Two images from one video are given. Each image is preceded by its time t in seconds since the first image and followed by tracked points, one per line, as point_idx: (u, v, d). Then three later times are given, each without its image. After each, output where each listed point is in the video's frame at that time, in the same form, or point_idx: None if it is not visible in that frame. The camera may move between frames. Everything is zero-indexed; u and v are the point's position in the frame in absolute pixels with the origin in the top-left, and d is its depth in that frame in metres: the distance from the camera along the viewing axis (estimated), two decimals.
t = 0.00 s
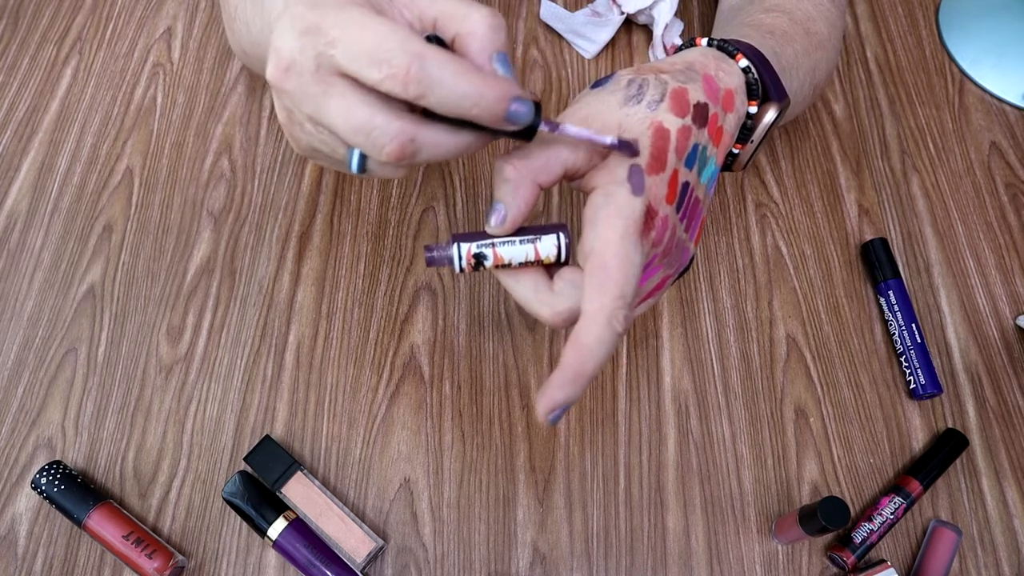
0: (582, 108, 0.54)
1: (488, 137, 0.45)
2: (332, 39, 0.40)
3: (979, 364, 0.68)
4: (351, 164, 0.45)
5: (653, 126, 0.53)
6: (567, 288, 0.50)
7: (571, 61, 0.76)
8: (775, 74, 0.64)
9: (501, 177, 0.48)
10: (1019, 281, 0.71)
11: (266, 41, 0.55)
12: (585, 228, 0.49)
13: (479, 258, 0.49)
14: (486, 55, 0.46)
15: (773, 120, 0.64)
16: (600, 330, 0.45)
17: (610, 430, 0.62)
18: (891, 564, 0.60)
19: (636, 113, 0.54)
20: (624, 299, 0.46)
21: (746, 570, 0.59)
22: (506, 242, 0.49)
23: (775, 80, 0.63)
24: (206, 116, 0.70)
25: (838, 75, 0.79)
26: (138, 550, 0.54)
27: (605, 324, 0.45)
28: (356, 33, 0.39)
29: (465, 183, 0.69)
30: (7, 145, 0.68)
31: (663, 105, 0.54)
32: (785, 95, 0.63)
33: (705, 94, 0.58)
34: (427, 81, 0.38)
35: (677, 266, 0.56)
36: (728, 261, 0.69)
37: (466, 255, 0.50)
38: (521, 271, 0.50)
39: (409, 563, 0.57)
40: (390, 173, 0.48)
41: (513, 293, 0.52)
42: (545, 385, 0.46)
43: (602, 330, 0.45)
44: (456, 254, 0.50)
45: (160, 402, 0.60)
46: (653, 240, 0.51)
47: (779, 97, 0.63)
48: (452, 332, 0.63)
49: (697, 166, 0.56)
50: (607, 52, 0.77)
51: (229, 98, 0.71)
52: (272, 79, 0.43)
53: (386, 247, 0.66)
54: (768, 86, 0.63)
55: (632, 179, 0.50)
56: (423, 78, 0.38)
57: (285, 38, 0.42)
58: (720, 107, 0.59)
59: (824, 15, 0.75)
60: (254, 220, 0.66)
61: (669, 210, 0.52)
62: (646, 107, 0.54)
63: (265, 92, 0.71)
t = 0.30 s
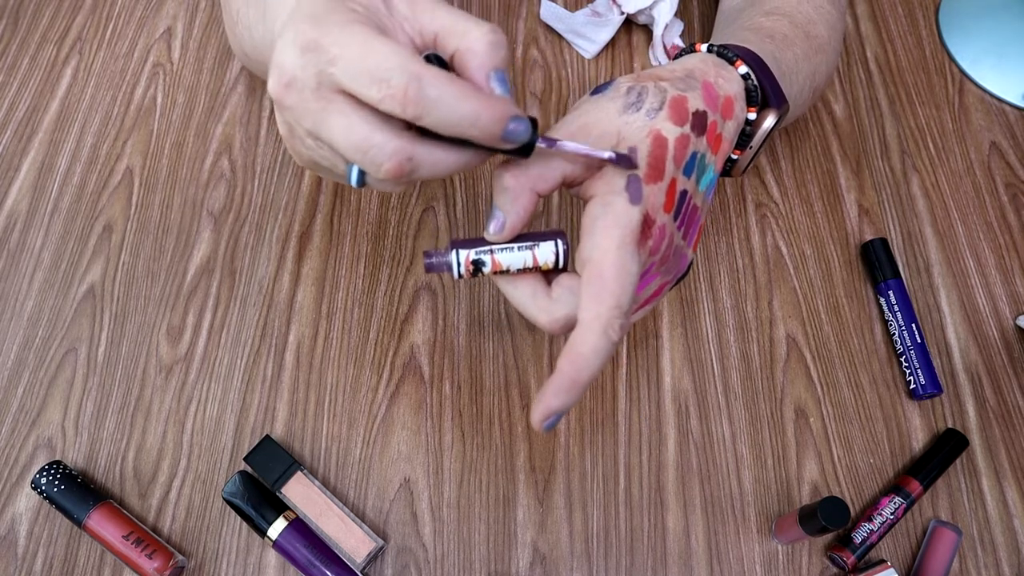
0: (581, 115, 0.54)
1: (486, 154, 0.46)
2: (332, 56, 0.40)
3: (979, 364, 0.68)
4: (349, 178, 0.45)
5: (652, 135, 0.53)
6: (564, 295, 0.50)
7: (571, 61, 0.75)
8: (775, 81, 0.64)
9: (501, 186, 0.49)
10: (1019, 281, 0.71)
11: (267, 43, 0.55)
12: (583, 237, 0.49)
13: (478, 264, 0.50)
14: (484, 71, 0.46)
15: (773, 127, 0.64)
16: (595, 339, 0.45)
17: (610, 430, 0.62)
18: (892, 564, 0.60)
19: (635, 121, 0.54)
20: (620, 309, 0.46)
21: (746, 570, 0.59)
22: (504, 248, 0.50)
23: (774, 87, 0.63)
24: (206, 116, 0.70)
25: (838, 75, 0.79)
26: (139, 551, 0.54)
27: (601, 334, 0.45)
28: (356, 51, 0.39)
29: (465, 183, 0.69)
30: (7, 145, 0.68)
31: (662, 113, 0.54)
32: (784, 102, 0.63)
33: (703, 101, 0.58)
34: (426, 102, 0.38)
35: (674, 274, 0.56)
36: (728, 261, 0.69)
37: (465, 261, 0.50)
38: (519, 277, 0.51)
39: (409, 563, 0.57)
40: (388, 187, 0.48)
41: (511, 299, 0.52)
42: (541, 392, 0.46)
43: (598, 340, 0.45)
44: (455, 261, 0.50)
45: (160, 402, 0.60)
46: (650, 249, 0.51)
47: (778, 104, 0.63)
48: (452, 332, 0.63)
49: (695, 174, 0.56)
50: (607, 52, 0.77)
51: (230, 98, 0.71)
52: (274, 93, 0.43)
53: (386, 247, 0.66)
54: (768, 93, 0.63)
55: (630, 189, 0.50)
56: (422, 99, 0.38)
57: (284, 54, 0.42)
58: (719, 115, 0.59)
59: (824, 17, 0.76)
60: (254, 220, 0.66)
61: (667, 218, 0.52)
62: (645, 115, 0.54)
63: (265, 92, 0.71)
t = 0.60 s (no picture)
0: (581, 116, 0.54)
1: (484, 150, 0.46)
2: (331, 56, 0.40)
3: (979, 364, 0.68)
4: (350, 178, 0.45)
5: (652, 136, 0.53)
6: (565, 297, 0.50)
7: (571, 61, 0.75)
8: (775, 81, 0.64)
9: (501, 187, 0.49)
10: (1019, 281, 0.71)
11: (267, 42, 0.55)
12: (583, 239, 0.49)
13: (478, 266, 0.50)
14: (481, 69, 0.46)
15: (773, 127, 0.64)
16: (595, 340, 0.45)
17: (610, 430, 0.62)
18: (892, 564, 0.60)
19: (635, 122, 0.54)
20: (620, 310, 0.46)
21: (746, 570, 0.59)
22: (505, 250, 0.50)
23: (775, 88, 0.63)
24: (206, 116, 0.70)
25: (838, 75, 0.79)
26: (139, 551, 0.54)
27: (601, 335, 0.45)
28: (355, 50, 0.39)
29: (465, 183, 0.69)
30: (7, 145, 0.68)
31: (662, 115, 0.55)
32: (784, 103, 0.63)
33: (704, 103, 0.58)
34: (425, 101, 0.38)
35: (674, 275, 0.56)
36: (728, 261, 0.69)
37: (466, 263, 0.50)
38: (520, 278, 0.51)
39: (409, 563, 0.57)
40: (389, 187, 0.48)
41: (512, 300, 0.52)
42: (541, 394, 0.46)
43: (598, 341, 0.45)
44: (456, 262, 0.50)
45: (160, 402, 0.60)
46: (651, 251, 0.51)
47: (778, 105, 0.63)
48: (452, 332, 0.63)
49: (695, 175, 0.56)
50: (607, 52, 0.77)
51: (230, 98, 0.71)
52: (273, 94, 0.43)
53: (386, 247, 0.66)
54: (768, 93, 0.63)
55: (631, 190, 0.50)
56: (420, 97, 0.38)
57: (285, 54, 0.42)
58: (719, 116, 0.59)
59: (824, 17, 0.76)
60: (254, 220, 0.66)
61: (668, 219, 0.52)
62: (646, 116, 0.54)
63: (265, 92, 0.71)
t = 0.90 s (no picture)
0: (580, 120, 0.54)
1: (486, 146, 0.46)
2: (335, 55, 0.40)
3: (979, 364, 0.68)
4: (352, 176, 0.45)
5: (650, 142, 0.53)
6: (563, 302, 0.51)
7: (571, 61, 0.75)
8: (773, 85, 0.64)
9: (499, 193, 0.49)
10: (1019, 281, 0.71)
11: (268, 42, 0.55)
12: (582, 245, 0.49)
13: (477, 271, 0.50)
14: (484, 67, 0.46)
15: (771, 130, 0.64)
16: (593, 346, 0.45)
17: (610, 430, 0.62)
18: (892, 564, 0.60)
19: (634, 127, 0.54)
20: (618, 316, 0.46)
21: (746, 570, 0.59)
22: (503, 255, 0.50)
23: (773, 92, 0.63)
24: (206, 116, 0.70)
25: (838, 75, 0.79)
26: (139, 550, 0.54)
27: (598, 341, 0.45)
28: (360, 50, 0.39)
29: (465, 183, 0.69)
30: (7, 145, 0.68)
31: (660, 120, 0.55)
32: (783, 106, 0.63)
33: (702, 108, 0.58)
34: (431, 100, 0.38)
35: (672, 279, 0.57)
36: (728, 261, 0.69)
37: (464, 268, 0.50)
38: (519, 282, 0.51)
39: (409, 563, 0.57)
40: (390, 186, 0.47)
41: (511, 305, 0.53)
42: (537, 399, 0.46)
43: (595, 347, 0.45)
44: (454, 268, 0.50)
45: (160, 402, 0.60)
46: (648, 256, 0.51)
47: (777, 108, 0.63)
48: (452, 332, 0.63)
49: (693, 180, 0.56)
50: (607, 52, 0.77)
51: (230, 98, 0.71)
52: (275, 92, 0.43)
53: (386, 247, 0.66)
54: (767, 98, 0.63)
55: (629, 196, 0.50)
56: (426, 96, 0.38)
57: (287, 53, 0.42)
58: (718, 120, 0.59)
59: (823, 18, 0.76)
60: (254, 220, 0.66)
61: (666, 225, 0.52)
62: (644, 121, 0.54)
63: (265, 92, 0.71)
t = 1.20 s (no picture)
0: (578, 122, 0.54)
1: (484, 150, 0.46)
2: (339, 51, 0.40)
3: (979, 364, 0.68)
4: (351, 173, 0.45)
5: (648, 144, 0.53)
6: (562, 303, 0.51)
7: (571, 61, 0.75)
8: (772, 85, 0.64)
9: (497, 196, 0.49)
10: (1020, 281, 0.71)
11: (268, 42, 0.55)
12: (578, 246, 0.49)
13: (476, 273, 0.50)
14: (487, 72, 0.46)
15: (769, 132, 0.64)
16: (590, 348, 0.45)
17: (610, 430, 0.62)
18: (892, 564, 0.60)
19: (631, 129, 0.54)
20: (614, 318, 0.46)
21: (746, 570, 0.59)
22: (502, 256, 0.50)
23: (772, 92, 0.63)
24: (206, 116, 0.70)
25: (838, 75, 0.79)
26: (139, 550, 0.54)
27: (596, 343, 0.45)
28: (364, 47, 0.39)
29: (465, 183, 0.69)
30: (7, 145, 0.68)
31: (658, 122, 0.55)
32: (782, 106, 0.63)
33: (700, 109, 0.58)
34: (433, 100, 0.38)
35: (671, 280, 0.57)
36: (728, 261, 0.69)
37: (463, 270, 0.50)
38: (517, 284, 0.51)
39: (409, 564, 0.57)
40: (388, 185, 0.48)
41: (511, 306, 0.53)
42: (534, 399, 0.46)
43: (592, 348, 0.45)
44: (453, 269, 0.50)
45: (160, 402, 0.60)
46: (645, 258, 0.51)
47: (776, 108, 0.63)
48: (452, 332, 0.63)
49: (692, 181, 0.56)
50: (607, 52, 0.77)
51: (230, 98, 0.71)
52: (278, 86, 0.42)
53: (386, 247, 0.66)
54: (766, 99, 0.63)
55: (626, 198, 0.50)
56: (428, 96, 0.38)
57: (291, 46, 0.41)
58: (716, 121, 0.59)
59: (823, 17, 0.76)
60: (254, 220, 0.66)
61: (664, 227, 0.52)
62: (642, 123, 0.54)
63: (265, 92, 0.71)
